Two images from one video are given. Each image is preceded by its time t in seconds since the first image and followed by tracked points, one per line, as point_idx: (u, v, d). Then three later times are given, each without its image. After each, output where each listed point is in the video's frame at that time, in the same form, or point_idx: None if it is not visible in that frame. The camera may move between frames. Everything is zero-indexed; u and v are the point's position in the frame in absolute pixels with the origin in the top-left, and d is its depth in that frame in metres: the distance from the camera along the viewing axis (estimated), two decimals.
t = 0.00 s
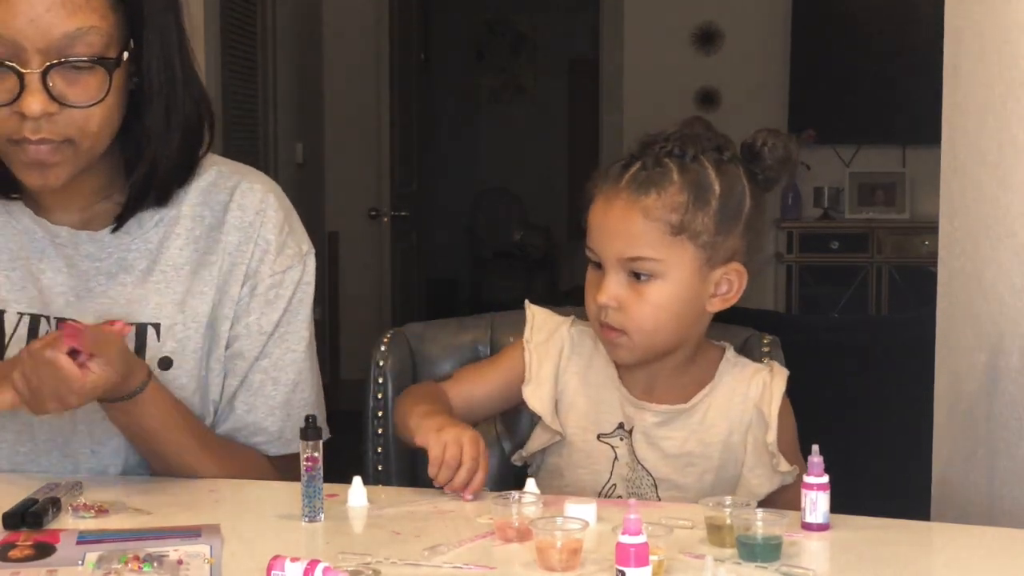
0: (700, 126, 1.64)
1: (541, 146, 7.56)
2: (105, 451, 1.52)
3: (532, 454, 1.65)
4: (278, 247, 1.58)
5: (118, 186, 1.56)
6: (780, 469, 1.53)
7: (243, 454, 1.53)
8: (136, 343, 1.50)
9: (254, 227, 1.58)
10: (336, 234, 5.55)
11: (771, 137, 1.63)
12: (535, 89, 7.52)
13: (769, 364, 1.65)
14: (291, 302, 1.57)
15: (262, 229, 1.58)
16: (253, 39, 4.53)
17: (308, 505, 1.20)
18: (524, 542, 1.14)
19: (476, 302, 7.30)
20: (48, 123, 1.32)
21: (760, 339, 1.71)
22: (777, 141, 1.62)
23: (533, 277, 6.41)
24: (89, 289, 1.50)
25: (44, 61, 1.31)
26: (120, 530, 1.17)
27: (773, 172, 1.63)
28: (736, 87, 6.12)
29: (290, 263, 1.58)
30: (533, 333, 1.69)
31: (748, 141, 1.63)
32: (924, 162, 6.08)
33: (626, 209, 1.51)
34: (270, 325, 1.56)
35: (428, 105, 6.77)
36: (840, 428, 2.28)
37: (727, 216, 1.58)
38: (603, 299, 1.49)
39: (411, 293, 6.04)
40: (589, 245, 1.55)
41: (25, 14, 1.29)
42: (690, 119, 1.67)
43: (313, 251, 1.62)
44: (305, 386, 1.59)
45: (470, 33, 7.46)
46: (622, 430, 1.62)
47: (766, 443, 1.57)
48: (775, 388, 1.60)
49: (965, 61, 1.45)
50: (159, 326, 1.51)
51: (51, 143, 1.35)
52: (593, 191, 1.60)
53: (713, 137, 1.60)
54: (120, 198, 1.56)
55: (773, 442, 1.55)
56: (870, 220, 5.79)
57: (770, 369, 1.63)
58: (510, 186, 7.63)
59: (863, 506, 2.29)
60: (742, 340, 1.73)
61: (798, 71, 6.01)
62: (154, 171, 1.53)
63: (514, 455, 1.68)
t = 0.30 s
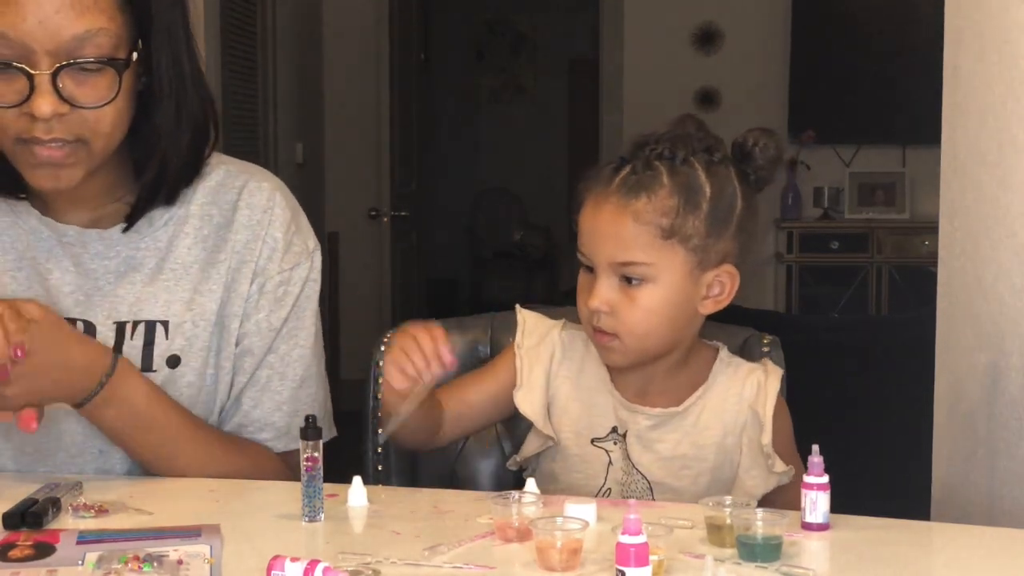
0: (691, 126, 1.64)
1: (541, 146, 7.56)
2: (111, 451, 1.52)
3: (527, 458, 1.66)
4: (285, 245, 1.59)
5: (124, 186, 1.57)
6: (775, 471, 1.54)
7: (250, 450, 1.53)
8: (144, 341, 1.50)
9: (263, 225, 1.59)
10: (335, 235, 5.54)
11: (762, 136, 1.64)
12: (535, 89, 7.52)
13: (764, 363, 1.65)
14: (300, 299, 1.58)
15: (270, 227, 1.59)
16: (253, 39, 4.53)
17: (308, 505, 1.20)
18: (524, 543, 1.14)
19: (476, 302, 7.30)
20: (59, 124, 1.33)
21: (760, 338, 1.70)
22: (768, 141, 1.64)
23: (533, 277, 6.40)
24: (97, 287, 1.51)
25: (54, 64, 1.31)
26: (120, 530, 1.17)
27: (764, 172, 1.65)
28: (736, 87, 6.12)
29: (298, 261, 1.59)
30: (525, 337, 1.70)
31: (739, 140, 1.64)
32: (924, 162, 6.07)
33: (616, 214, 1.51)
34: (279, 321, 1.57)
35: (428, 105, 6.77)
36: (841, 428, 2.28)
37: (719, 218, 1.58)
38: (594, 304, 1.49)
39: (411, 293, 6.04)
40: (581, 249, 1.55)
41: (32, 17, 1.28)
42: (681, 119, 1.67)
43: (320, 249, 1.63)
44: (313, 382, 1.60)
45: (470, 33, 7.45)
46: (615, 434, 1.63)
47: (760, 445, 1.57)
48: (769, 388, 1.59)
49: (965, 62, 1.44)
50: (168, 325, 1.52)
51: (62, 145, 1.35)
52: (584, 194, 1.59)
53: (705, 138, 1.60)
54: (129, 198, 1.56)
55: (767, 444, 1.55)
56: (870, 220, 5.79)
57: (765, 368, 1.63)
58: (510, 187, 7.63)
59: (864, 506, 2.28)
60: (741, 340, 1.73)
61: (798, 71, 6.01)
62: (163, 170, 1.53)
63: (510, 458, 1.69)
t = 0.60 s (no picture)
0: (686, 127, 1.64)
1: (541, 146, 7.57)
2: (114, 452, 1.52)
3: (516, 460, 1.66)
4: (286, 243, 1.59)
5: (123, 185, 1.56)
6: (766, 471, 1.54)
7: (251, 451, 1.53)
8: (144, 343, 1.51)
9: (264, 225, 1.59)
10: (336, 234, 5.46)
11: (756, 139, 1.64)
12: (535, 89, 7.52)
13: (753, 363, 1.65)
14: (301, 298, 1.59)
15: (271, 227, 1.59)
16: (253, 40, 4.53)
17: (309, 505, 1.20)
18: (525, 542, 1.14)
19: (476, 302, 7.29)
20: (64, 128, 1.32)
21: (760, 339, 1.70)
22: (762, 143, 1.64)
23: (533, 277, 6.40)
24: (98, 289, 1.50)
25: (56, 69, 1.31)
26: (120, 530, 1.17)
27: (757, 176, 1.66)
28: (736, 87, 6.12)
29: (299, 259, 1.59)
30: (514, 336, 1.68)
31: (733, 143, 1.65)
32: (924, 162, 6.07)
33: (608, 212, 1.51)
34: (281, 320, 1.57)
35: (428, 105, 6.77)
36: (840, 428, 2.28)
37: (712, 219, 1.58)
38: (585, 303, 1.49)
39: (411, 294, 6.04)
40: (572, 248, 1.55)
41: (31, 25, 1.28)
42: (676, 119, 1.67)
43: (320, 247, 1.64)
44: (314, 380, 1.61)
45: (470, 33, 7.45)
46: (605, 438, 1.62)
47: (751, 446, 1.57)
48: (758, 390, 1.59)
49: (965, 62, 1.45)
50: (169, 326, 1.52)
51: (66, 150, 1.35)
52: (576, 193, 1.60)
53: (698, 140, 1.60)
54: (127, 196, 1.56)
55: (757, 445, 1.55)
56: (870, 220, 5.78)
57: (754, 368, 1.63)
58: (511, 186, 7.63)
59: (863, 506, 2.28)
60: (741, 341, 1.73)
61: (798, 71, 6.01)
62: (163, 169, 1.53)
63: (501, 460, 1.69)
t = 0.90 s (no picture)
0: (675, 129, 1.64)
1: (541, 146, 7.57)
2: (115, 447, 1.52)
3: (508, 463, 1.67)
4: (288, 246, 1.61)
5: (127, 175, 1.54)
6: (758, 473, 1.54)
7: (249, 450, 1.54)
8: (146, 339, 1.51)
9: (267, 227, 1.60)
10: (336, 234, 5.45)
11: (745, 140, 1.64)
12: (535, 89, 7.52)
13: (744, 364, 1.65)
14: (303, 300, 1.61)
15: (273, 229, 1.60)
16: (253, 41, 4.54)
17: (308, 505, 1.20)
18: (524, 542, 1.14)
19: (476, 302, 7.29)
20: (105, 112, 1.36)
21: (759, 339, 1.70)
22: (751, 144, 1.64)
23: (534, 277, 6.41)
24: (100, 284, 1.50)
25: (100, 52, 1.35)
26: (120, 530, 1.17)
27: (747, 175, 1.66)
28: (736, 88, 6.11)
29: (300, 263, 1.61)
30: (504, 339, 1.68)
31: (722, 143, 1.65)
32: (924, 162, 6.07)
33: (596, 214, 1.51)
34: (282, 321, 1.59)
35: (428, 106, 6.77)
36: (840, 427, 2.28)
37: (701, 220, 1.58)
38: (574, 305, 1.49)
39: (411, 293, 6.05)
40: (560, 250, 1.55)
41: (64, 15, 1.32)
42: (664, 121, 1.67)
43: (320, 251, 1.65)
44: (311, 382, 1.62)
45: (470, 33, 7.45)
46: (598, 442, 1.62)
47: (743, 448, 1.57)
48: (749, 392, 1.59)
49: (965, 62, 1.44)
50: (170, 322, 1.52)
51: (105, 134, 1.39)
52: (565, 195, 1.59)
53: (687, 141, 1.61)
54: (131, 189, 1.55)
55: (750, 447, 1.55)
56: (870, 220, 5.79)
57: (745, 370, 1.63)
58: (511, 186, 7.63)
59: (863, 506, 2.28)
60: (741, 341, 1.73)
61: (798, 71, 6.02)
62: (179, 160, 1.54)
63: (494, 464, 1.69)
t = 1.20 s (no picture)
0: (671, 129, 1.64)
1: (541, 146, 7.56)
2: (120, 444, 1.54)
3: (509, 464, 1.67)
4: (314, 265, 1.69)
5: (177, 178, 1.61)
6: (759, 475, 1.54)
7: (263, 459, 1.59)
8: (168, 336, 1.55)
9: (296, 243, 1.68)
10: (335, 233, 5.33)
11: (742, 139, 1.65)
12: (535, 89, 7.51)
13: (744, 365, 1.65)
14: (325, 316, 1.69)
15: (303, 247, 1.69)
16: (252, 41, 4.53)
17: (309, 505, 1.20)
18: (524, 543, 1.14)
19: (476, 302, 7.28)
20: (198, 95, 1.45)
21: (759, 339, 1.70)
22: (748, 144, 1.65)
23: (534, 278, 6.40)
24: (127, 279, 1.55)
25: (193, 36, 1.44)
26: (120, 530, 1.17)
27: (745, 175, 1.67)
28: (736, 87, 6.10)
29: (324, 282, 1.70)
30: (504, 340, 1.68)
31: (720, 143, 1.66)
32: (924, 162, 6.08)
33: (593, 214, 1.51)
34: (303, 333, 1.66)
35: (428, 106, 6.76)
36: (840, 428, 2.28)
37: (699, 220, 1.58)
38: (572, 307, 1.49)
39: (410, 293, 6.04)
40: (558, 252, 1.55)
41: None
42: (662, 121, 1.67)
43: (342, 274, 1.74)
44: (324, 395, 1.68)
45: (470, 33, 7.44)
46: (597, 444, 1.61)
47: (743, 450, 1.57)
48: (749, 393, 1.60)
49: (965, 62, 1.44)
50: (192, 323, 1.57)
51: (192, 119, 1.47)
52: (562, 198, 1.60)
53: (683, 141, 1.61)
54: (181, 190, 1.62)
55: (750, 449, 1.55)
56: (870, 220, 5.79)
57: (745, 371, 1.63)
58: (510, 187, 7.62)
59: (864, 507, 2.28)
60: (741, 341, 1.73)
61: (798, 71, 6.01)
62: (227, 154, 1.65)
63: (494, 464, 1.69)
